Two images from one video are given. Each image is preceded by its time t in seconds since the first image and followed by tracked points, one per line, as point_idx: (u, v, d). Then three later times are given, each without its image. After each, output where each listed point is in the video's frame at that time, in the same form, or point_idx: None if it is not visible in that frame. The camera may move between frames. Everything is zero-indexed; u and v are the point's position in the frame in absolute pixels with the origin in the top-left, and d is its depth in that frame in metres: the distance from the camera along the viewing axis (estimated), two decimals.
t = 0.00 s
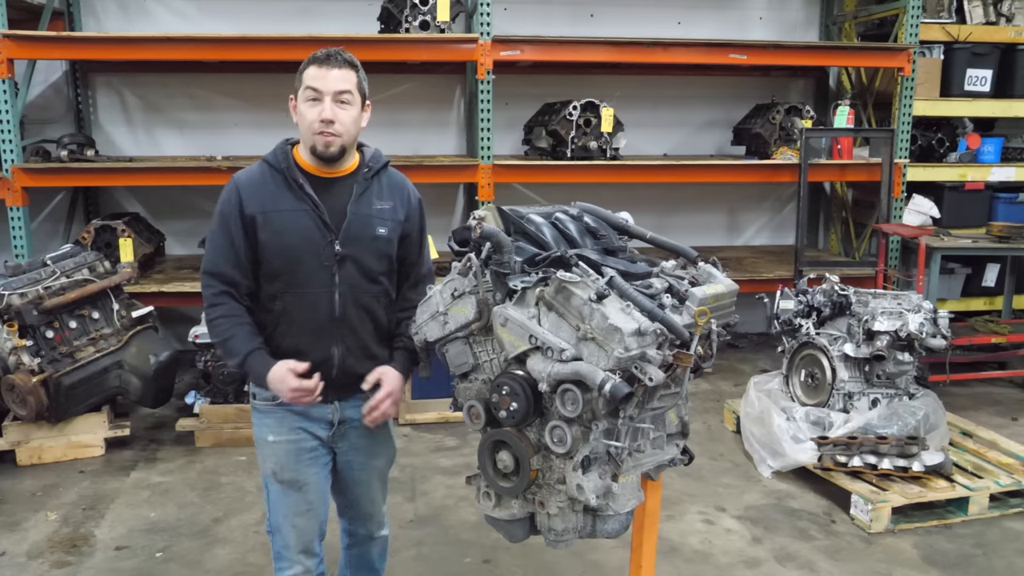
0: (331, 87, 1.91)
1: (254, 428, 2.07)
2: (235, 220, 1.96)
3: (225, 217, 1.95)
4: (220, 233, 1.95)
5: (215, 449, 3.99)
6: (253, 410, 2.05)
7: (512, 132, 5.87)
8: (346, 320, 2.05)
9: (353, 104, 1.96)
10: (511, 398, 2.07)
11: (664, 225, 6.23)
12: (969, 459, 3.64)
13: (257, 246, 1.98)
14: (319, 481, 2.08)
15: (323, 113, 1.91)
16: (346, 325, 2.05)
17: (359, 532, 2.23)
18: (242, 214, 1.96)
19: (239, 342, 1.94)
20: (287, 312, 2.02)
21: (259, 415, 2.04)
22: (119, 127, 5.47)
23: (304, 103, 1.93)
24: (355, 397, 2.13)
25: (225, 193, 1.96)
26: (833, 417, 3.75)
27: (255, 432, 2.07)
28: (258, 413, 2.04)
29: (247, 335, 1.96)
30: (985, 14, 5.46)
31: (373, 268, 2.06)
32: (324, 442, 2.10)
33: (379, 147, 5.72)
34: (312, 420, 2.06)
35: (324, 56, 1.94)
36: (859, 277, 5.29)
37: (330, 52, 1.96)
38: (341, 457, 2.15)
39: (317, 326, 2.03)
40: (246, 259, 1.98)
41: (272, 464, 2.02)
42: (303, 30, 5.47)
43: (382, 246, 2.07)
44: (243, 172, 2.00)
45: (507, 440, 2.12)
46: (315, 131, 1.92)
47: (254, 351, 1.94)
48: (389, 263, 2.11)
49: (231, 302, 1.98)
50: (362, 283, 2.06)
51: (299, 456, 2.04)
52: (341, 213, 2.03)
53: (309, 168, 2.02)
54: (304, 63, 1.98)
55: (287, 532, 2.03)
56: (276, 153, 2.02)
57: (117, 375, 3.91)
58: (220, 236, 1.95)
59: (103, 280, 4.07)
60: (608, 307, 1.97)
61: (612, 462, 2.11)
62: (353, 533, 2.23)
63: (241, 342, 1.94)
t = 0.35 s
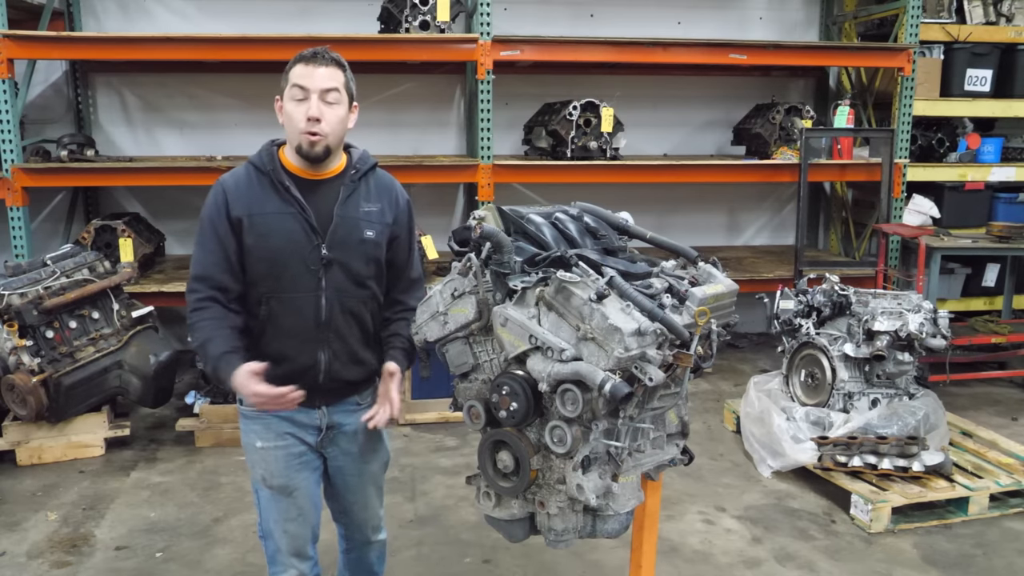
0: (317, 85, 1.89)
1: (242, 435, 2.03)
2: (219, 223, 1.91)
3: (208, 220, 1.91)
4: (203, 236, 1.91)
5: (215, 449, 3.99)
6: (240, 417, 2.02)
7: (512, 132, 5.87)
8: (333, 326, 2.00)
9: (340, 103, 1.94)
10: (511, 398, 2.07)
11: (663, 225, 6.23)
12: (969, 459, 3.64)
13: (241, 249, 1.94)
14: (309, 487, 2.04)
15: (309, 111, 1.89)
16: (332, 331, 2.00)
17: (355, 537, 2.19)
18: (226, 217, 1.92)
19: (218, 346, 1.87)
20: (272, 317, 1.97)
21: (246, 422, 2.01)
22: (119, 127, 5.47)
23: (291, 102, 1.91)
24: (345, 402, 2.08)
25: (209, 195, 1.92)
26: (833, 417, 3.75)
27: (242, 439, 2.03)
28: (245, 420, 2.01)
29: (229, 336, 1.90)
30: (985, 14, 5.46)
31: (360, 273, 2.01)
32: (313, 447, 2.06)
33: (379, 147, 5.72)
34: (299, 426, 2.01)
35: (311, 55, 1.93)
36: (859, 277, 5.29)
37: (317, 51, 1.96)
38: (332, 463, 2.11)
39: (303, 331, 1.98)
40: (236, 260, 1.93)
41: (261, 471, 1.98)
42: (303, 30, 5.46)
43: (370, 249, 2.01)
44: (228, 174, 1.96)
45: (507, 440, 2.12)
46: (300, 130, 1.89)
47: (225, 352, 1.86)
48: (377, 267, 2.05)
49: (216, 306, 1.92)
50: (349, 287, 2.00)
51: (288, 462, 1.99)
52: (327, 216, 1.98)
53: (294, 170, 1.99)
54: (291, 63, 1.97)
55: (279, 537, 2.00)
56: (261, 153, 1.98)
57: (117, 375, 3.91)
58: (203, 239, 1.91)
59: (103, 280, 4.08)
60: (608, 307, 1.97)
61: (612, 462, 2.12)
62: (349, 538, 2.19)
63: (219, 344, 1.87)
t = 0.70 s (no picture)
0: (310, 84, 1.89)
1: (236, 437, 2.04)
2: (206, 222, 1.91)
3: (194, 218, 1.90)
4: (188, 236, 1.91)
5: (215, 449, 3.99)
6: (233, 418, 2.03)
7: (512, 132, 5.87)
8: (324, 327, 1.98)
9: (332, 103, 1.94)
10: (511, 398, 2.07)
11: (663, 225, 6.22)
12: (969, 459, 3.64)
13: (229, 249, 1.93)
14: (303, 488, 2.04)
15: (302, 110, 1.88)
16: (323, 332, 1.99)
17: (354, 538, 2.17)
18: (214, 216, 1.91)
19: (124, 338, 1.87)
20: (262, 319, 1.95)
21: (239, 423, 2.01)
22: (119, 127, 5.47)
23: (282, 101, 1.90)
24: (336, 405, 2.06)
25: (196, 194, 1.92)
26: (833, 417, 3.75)
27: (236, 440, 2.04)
28: (237, 421, 2.02)
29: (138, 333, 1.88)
30: (985, 14, 5.46)
31: (350, 273, 2.00)
32: (307, 449, 2.05)
33: (380, 147, 5.72)
34: (292, 429, 2.01)
35: (302, 53, 1.92)
36: (859, 277, 5.29)
37: (309, 49, 1.95)
38: (328, 464, 2.10)
39: (293, 333, 1.96)
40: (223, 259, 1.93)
41: (254, 472, 1.98)
42: (303, 30, 5.46)
43: (361, 249, 2.01)
44: (216, 174, 1.96)
45: (507, 440, 2.12)
46: (292, 130, 1.88)
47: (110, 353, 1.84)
48: (369, 268, 2.05)
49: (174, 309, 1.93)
50: (339, 287, 1.99)
51: (280, 464, 1.99)
52: (318, 216, 1.98)
53: (285, 169, 1.98)
54: (280, 61, 1.95)
55: (272, 537, 2.00)
56: (252, 153, 1.98)
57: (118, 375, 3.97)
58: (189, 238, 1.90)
59: (103, 280, 4.09)
60: (608, 307, 1.97)
61: (612, 462, 2.11)
62: (348, 538, 2.18)
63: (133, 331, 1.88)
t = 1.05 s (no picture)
0: (299, 89, 1.88)
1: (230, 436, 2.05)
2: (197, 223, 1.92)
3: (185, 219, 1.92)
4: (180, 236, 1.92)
5: (215, 449, 3.99)
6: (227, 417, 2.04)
7: (512, 132, 5.87)
8: (312, 329, 1.98)
9: (323, 107, 1.93)
10: (511, 398, 2.07)
11: (663, 225, 6.22)
12: (969, 459, 3.64)
13: (220, 250, 1.94)
14: (297, 489, 2.03)
15: (291, 116, 1.87)
16: (311, 335, 1.98)
17: (352, 540, 2.16)
18: (204, 217, 1.93)
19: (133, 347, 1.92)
20: (251, 320, 1.96)
21: (233, 423, 2.02)
22: (119, 127, 5.47)
23: (272, 106, 1.90)
24: (328, 408, 2.05)
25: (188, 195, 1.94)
26: (833, 417, 3.75)
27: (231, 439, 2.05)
28: (231, 421, 2.03)
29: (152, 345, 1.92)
30: (985, 14, 5.46)
31: (340, 275, 1.99)
32: (300, 451, 2.05)
33: (380, 147, 5.72)
34: (283, 429, 2.01)
35: (292, 56, 1.91)
36: (859, 277, 5.29)
37: (300, 51, 1.94)
38: (323, 466, 2.09)
39: (282, 335, 1.96)
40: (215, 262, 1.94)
41: (246, 471, 1.99)
42: (303, 30, 5.46)
43: (350, 252, 2.00)
44: (210, 175, 1.97)
45: (507, 440, 2.12)
46: (281, 135, 1.88)
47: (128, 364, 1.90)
48: (360, 270, 2.04)
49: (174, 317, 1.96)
50: (328, 290, 1.99)
51: (272, 464, 1.99)
52: (309, 218, 1.98)
53: (276, 170, 1.98)
54: (271, 63, 1.94)
55: (266, 537, 2.01)
56: (244, 153, 1.98)
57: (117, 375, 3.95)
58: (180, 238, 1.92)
59: (103, 280, 4.11)
60: (608, 307, 1.97)
61: (612, 462, 2.11)
62: (347, 541, 2.17)
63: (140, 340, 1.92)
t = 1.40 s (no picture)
0: (299, 85, 1.88)
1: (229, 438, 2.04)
2: (193, 221, 1.92)
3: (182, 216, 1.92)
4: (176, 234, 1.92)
5: (215, 449, 3.99)
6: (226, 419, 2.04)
7: (512, 131, 5.87)
8: (311, 326, 1.98)
9: (320, 103, 1.93)
10: (511, 398, 2.07)
11: (663, 225, 6.22)
12: (969, 459, 3.64)
13: (217, 247, 1.94)
14: (296, 491, 2.03)
15: (291, 112, 1.87)
16: (310, 331, 1.98)
17: (352, 542, 2.16)
18: (201, 215, 1.93)
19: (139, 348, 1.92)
20: (249, 317, 1.95)
21: (232, 425, 2.02)
22: (119, 127, 5.47)
23: (270, 101, 1.90)
24: (327, 407, 2.05)
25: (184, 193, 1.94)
26: (833, 417, 3.75)
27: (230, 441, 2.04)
28: (230, 422, 2.03)
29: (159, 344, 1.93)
30: (985, 14, 5.46)
31: (338, 271, 1.99)
32: (300, 452, 2.04)
33: (380, 147, 5.72)
34: (283, 430, 2.01)
35: (289, 53, 1.91)
36: (859, 277, 5.29)
37: (296, 48, 1.94)
38: (323, 468, 2.09)
39: (280, 331, 1.96)
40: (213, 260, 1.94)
41: (246, 473, 1.99)
42: (303, 30, 5.46)
43: (348, 247, 2.00)
44: (205, 173, 1.97)
45: (507, 440, 2.12)
46: (281, 131, 1.88)
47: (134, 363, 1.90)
48: (358, 266, 2.04)
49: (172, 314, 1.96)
50: (327, 286, 1.98)
51: (271, 466, 1.99)
52: (306, 214, 1.98)
53: (273, 168, 1.98)
54: (267, 59, 1.93)
55: (265, 539, 2.01)
56: (240, 152, 1.98)
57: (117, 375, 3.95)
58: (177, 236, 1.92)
59: (103, 280, 4.11)
60: (608, 307, 1.97)
61: (612, 462, 2.11)
62: (347, 543, 2.17)
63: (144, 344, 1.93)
